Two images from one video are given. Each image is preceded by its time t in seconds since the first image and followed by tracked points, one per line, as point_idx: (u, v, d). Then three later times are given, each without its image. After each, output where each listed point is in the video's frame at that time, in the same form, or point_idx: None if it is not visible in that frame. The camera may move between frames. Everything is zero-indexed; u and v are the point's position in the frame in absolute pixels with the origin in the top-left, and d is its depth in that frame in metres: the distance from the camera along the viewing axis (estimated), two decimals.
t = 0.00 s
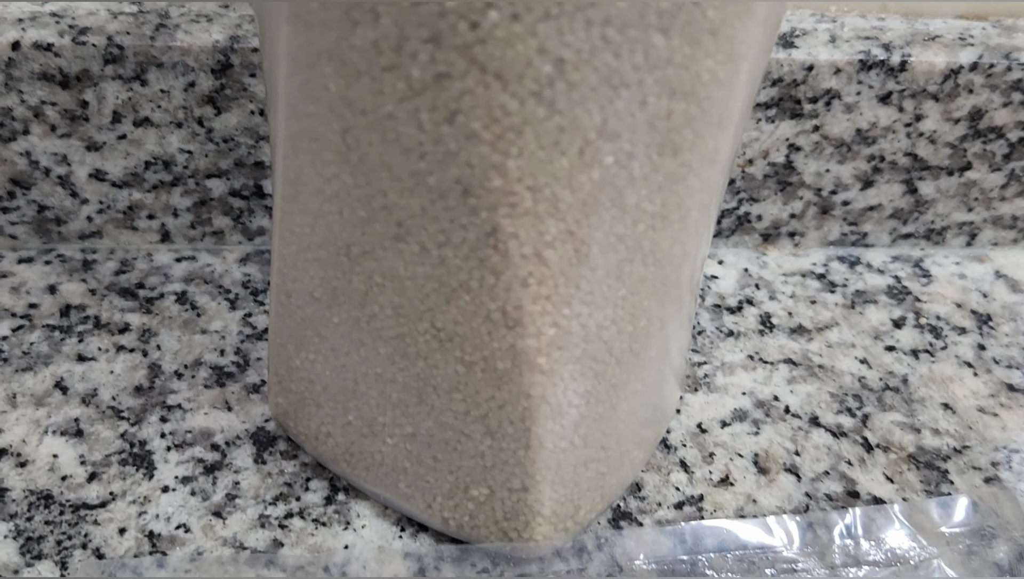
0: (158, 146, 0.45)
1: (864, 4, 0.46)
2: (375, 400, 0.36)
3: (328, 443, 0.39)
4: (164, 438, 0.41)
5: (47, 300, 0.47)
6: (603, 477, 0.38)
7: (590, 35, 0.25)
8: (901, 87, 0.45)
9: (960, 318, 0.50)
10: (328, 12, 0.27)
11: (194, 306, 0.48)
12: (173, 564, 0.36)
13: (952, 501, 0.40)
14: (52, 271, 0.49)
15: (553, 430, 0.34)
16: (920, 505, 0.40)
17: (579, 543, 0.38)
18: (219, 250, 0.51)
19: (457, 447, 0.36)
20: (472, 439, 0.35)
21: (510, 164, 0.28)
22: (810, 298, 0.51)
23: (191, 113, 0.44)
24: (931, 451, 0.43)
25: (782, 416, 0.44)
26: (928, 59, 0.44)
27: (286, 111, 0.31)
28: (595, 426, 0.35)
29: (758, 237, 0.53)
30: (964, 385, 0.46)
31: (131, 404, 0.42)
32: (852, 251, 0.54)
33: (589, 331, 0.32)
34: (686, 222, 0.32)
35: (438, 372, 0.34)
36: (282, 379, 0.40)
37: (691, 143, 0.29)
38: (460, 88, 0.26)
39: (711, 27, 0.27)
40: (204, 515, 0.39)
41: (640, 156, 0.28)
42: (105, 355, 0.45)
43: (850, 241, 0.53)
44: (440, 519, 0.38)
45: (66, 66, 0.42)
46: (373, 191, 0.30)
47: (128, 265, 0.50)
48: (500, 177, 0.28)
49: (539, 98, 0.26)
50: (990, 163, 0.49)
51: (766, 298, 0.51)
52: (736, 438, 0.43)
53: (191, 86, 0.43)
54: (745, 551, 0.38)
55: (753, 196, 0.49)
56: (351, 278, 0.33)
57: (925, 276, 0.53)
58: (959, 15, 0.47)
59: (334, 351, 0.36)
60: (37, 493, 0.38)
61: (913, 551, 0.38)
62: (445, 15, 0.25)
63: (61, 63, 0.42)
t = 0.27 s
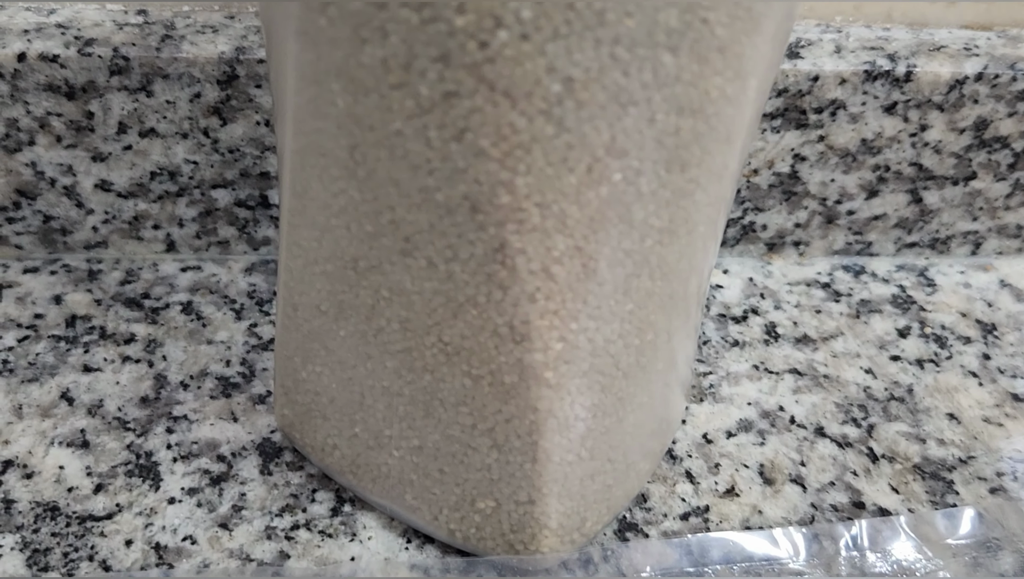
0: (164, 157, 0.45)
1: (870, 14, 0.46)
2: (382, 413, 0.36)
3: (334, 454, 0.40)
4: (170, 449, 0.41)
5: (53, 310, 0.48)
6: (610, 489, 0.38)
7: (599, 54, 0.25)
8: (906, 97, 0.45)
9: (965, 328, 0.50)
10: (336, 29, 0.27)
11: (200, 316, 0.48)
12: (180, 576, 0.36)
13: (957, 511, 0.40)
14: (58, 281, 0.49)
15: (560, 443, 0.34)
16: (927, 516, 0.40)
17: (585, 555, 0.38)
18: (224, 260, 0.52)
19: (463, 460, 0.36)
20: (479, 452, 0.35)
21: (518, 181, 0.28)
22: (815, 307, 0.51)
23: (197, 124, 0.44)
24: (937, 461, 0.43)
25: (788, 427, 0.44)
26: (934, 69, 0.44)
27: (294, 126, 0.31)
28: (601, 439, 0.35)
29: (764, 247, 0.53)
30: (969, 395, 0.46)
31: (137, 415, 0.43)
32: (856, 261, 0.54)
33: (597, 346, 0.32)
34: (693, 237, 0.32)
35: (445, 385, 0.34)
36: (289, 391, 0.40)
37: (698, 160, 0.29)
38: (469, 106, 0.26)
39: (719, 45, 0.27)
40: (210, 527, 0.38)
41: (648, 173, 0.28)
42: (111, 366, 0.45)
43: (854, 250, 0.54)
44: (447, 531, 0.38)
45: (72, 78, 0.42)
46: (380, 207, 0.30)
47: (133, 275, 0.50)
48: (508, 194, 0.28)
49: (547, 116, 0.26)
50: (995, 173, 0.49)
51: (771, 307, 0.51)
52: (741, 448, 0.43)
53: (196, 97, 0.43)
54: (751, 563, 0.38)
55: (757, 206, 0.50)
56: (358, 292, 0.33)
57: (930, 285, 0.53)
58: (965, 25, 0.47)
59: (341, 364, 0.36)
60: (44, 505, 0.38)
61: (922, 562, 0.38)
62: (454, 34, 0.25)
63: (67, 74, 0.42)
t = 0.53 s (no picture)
0: (168, 163, 0.45)
1: (875, 19, 0.46)
2: (387, 421, 0.36)
3: (339, 462, 0.39)
4: (175, 456, 0.41)
5: (56, 316, 0.48)
6: (615, 497, 0.38)
7: (608, 65, 0.25)
8: (912, 103, 0.45)
9: (970, 334, 0.51)
10: (343, 40, 0.27)
11: (203, 322, 0.48)
12: None
13: (963, 519, 0.40)
14: (62, 287, 0.49)
15: (567, 452, 0.34)
16: (934, 523, 0.40)
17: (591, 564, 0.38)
18: (228, 265, 0.52)
19: (469, 468, 0.36)
20: (485, 461, 0.35)
21: (526, 191, 0.27)
22: (820, 313, 0.51)
23: (202, 130, 0.44)
24: (942, 468, 0.43)
25: (793, 434, 0.44)
26: (939, 75, 0.44)
27: (301, 135, 0.31)
28: (608, 447, 0.35)
29: (768, 252, 0.53)
30: (974, 401, 0.46)
31: (141, 422, 0.42)
32: (861, 266, 0.54)
33: (603, 355, 0.32)
34: (700, 246, 0.32)
35: (452, 394, 0.34)
36: (294, 399, 0.40)
37: (706, 170, 0.29)
38: (477, 117, 0.26)
39: (729, 56, 0.27)
40: (215, 534, 0.38)
41: (657, 183, 0.28)
42: (115, 372, 0.45)
43: (860, 255, 0.54)
44: (452, 538, 0.38)
45: (76, 83, 0.42)
46: (387, 216, 0.30)
47: (137, 280, 0.50)
48: (516, 204, 0.28)
49: (556, 127, 0.26)
50: (1000, 178, 0.49)
51: (776, 313, 0.51)
52: (747, 455, 0.43)
53: (200, 103, 0.43)
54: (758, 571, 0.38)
55: (763, 211, 0.50)
56: (364, 300, 0.33)
57: (935, 291, 0.53)
58: (971, 31, 0.47)
59: (346, 372, 0.36)
60: (48, 512, 0.38)
61: (929, 569, 0.38)
62: (462, 45, 0.25)
63: (71, 80, 0.42)
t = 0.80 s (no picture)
0: (171, 167, 0.46)
1: (881, 23, 0.46)
2: (391, 428, 0.36)
3: (342, 468, 0.39)
4: (177, 463, 0.41)
5: (59, 320, 0.48)
6: (621, 504, 0.37)
7: (616, 73, 0.25)
8: (917, 108, 0.45)
9: (975, 339, 0.51)
10: (349, 47, 0.26)
11: (206, 326, 0.49)
12: None
13: (969, 527, 0.40)
14: (64, 291, 0.50)
15: (572, 460, 0.34)
16: (940, 531, 0.39)
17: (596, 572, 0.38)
18: (231, 270, 0.52)
19: (474, 476, 0.35)
20: (490, 468, 0.35)
21: (532, 200, 0.27)
22: (825, 318, 0.52)
23: (205, 135, 0.44)
24: (948, 474, 0.43)
25: (798, 439, 0.44)
26: (945, 80, 0.44)
27: (306, 143, 0.31)
28: (613, 455, 0.35)
29: (773, 257, 0.54)
30: (980, 407, 0.47)
31: (144, 428, 0.42)
32: (866, 271, 0.55)
33: (609, 363, 0.32)
34: (707, 254, 0.32)
35: (456, 402, 0.34)
36: (297, 405, 0.39)
37: (713, 177, 0.29)
38: (483, 125, 0.26)
39: (737, 64, 0.26)
40: (218, 541, 0.38)
41: (664, 192, 0.28)
42: (118, 378, 0.45)
43: (864, 260, 0.55)
44: (456, 546, 0.38)
45: (79, 88, 0.42)
46: (392, 224, 0.30)
47: (139, 285, 0.51)
48: (523, 213, 0.28)
49: (562, 136, 0.26)
50: (1006, 183, 0.50)
51: (781, 318, 0.52)
52: (752, 461, 0.43)
53: (203, 107, 0.43)
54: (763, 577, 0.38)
55: (767, 216, 0.50)
56: (369, 308, 0.33)
57: (939, 296, 0.54)
58: (976, 35, 0.47)
59: (350, 379, 0.36)
60: (50, 519, 0.38)
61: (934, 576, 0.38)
62: (469, 54, 0.24)
63: (74, 85, 0.42)
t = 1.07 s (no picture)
0: (171, 172, 0.46)
1: (883, 28, 0.47)
2: (393, 435, 0.36)
3: (344, 475, 0.39)
4: (178, 469, 0.41)
5: (59, 325, 0.48)
6: (623, 511, 0.37)
7: (620, 82, 0.25)
8: (920, 113, 0.46)
9: (978, 344, 0.51)
10: (351, 55, 0.26)
11: (207, 331, 0.49)
12: None
13: (972, 533, 0.40)
14: (63, 296, 0.50)
15: (574, 467, 0.34)
16: (943, 537, 0.39)
17: None
18: (231, 274, 0.52)
19: (475, 483, 0.35)
20: (492, 476, 0.35)
21: (535, 208, 0.27)
22: (827, 323, 0.52)
23: (205, 139, 0.44)
24: (951, 479, 0.43)
25: (801, 445, 0.44)
26: (947, 84, 0.45)
27: (308, 150, 0.31)
28: (615, 462, 0.35)
29: (775, 261, 0.54)
30: (982, 412, 0.47)
31: (144, 434, 0.42)
32: (869, 275, 0.55)
33: (612, 371, 0.32)
34: (710, 261, 0.32)
35: (458, 409, 0.34)
36: (298, 411, 0.39)
37: (717, 185, 0.29)
38: (486, 134, 0.26)
39: (742, 72, 0.26)
40: (218, 548, 0.38)
41: (667, 200, 0.28)
42: (118, 383, 0.45)
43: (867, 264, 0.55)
44: (458, 552, 0.38)
45: (79, 92, 0.42)
46: (394, 231, 0.30)
47: (140, 290, 0.51)
48: (526, 221, 0.27)
49: (566, 144, 0.26)
50: (1009, 188, 0.50)
51: (783, 323, 0.52)
52: (754, 467, 0.43)
53: (204, 112, 0.43)
54: None
55: (770, 220, 0.51)
56: (370, 315, 0.33)
57: (942, 300, 0.54)
58: (980, 39, 0.48)
59: (351, 386, 0.36)
60: (51, 526, 0.38)
61: None
62: (472, 62, 0.24)
63: (74, 89, 0.42)
